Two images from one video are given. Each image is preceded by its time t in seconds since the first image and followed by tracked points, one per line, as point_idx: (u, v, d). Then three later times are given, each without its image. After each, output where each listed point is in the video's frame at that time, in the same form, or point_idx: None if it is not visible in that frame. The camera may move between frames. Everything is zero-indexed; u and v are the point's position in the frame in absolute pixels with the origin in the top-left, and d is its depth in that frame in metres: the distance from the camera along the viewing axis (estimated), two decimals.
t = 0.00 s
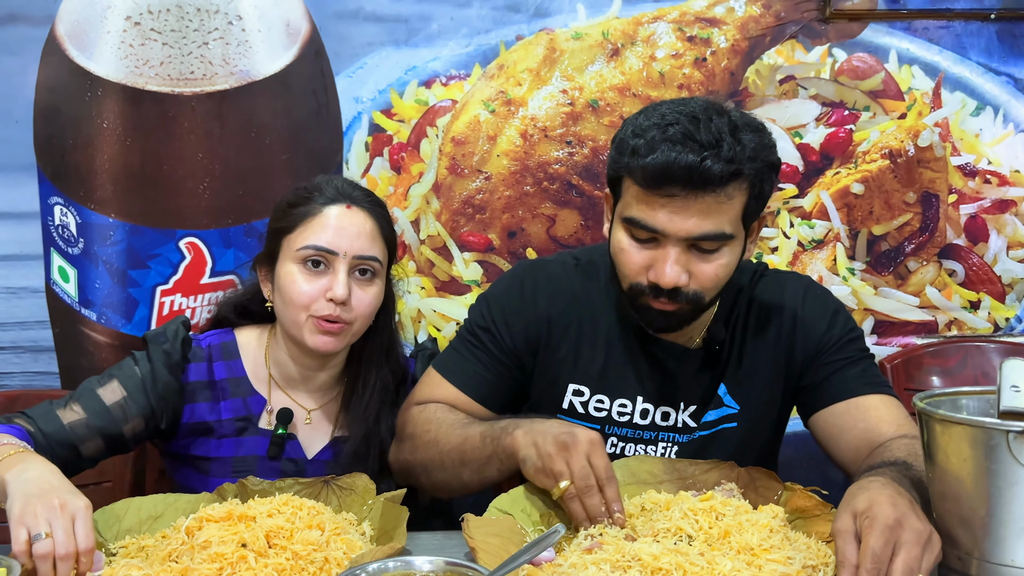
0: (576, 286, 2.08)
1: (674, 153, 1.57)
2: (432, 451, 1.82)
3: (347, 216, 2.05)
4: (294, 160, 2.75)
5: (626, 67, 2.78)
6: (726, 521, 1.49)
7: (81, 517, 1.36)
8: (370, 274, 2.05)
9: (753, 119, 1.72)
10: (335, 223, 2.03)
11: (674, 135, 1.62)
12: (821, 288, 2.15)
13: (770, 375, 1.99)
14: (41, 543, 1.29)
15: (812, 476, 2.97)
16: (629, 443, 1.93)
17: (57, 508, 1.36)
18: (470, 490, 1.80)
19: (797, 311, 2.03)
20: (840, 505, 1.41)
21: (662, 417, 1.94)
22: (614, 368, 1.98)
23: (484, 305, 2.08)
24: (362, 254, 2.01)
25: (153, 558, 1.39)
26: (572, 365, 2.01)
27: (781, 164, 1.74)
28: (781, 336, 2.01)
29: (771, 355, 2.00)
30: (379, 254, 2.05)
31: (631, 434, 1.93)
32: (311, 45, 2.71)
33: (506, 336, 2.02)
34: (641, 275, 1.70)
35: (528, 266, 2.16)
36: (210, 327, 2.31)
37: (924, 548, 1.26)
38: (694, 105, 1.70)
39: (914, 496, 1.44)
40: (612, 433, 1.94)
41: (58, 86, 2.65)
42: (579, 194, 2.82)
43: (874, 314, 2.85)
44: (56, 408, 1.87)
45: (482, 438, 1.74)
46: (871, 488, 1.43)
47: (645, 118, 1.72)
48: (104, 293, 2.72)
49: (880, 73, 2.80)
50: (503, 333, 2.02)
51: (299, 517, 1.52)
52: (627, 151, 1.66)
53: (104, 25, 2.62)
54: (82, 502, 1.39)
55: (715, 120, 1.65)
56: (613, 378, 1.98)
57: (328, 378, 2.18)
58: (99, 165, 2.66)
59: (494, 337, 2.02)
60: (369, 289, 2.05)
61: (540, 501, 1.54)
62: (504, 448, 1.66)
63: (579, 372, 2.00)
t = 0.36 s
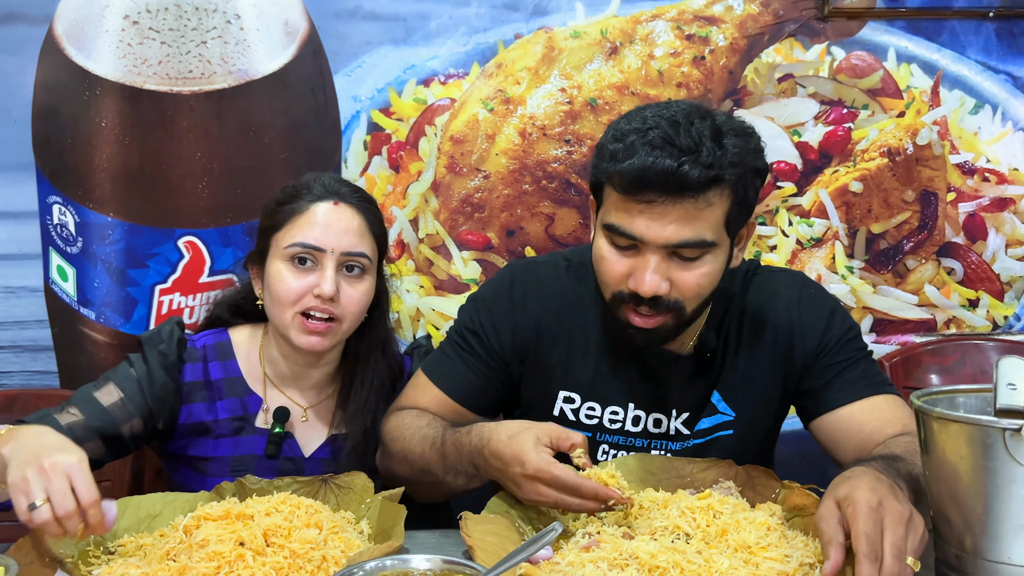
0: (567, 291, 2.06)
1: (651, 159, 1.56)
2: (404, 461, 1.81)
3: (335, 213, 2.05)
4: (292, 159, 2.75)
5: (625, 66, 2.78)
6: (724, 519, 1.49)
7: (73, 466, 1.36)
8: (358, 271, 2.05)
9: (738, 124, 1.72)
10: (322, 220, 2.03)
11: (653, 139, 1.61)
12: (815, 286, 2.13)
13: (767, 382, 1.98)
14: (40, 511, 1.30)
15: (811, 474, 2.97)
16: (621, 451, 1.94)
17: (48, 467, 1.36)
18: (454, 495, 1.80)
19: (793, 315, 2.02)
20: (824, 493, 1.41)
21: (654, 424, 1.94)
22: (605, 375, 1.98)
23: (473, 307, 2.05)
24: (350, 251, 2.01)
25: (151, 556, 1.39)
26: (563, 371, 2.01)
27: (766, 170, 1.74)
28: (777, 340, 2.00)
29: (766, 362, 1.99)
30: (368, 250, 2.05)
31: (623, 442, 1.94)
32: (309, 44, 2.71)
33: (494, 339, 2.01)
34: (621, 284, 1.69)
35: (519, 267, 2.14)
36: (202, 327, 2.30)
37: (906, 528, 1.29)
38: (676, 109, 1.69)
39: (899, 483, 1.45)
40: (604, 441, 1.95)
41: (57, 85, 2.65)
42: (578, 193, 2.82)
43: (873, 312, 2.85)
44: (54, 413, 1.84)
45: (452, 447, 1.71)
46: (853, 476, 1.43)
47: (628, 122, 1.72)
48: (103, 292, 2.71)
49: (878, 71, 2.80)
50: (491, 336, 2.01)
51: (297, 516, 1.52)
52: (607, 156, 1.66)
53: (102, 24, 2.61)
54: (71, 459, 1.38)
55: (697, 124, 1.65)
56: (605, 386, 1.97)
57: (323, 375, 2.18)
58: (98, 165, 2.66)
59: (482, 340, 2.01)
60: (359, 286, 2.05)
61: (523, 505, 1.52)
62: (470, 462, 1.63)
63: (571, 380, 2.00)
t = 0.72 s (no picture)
0: (555, 299, 2.06)
1: (629, 164, 1.57)
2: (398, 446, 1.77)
3: (293, 214, 2.05)
4: (293, 158, 2.74)
5: (625, 63, 2.77)
6: (726, 516, 1.48)
7: (30, 398, 1.48)
8: (330, 266, 2.04)
9: (720, 136, 1.73)
10: (283, 223, 2.03)
11: (631, 146, 1.63)
12: (810, 284, 2.11)
13: (761, 390, 1.97)
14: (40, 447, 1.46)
15: (812, 471, 2.97)
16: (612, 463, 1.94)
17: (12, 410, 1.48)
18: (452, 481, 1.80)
19: (788, 319, 2.01)
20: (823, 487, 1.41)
21: (645, 435, 1.94)
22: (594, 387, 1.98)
23: (462, 312, 2.04)
24: (314, 247, 2.01)
25: (155, 554, 1.39)
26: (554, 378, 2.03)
27: (748, 181, 1.73)
28: (772, 345, 1.99)
29: (758, 370, 1.97)
30: (333, 242, 2.05)
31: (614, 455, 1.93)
32: (309, 42, 2.71)
33: (483, 346, 2.02)
34: (597, 299, 1.65)
35: (507, 272, 2.13)
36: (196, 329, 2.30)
37: (905, 516, 1.30)
38: (656, 119, 1.72)
39: (898, 476, 1.45)
40: (593, 452, 1.94)
41: (57, 84, 2.65)
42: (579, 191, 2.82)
43: (874, 309, 2.85)
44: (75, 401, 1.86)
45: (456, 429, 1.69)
46: (850, 468, 1.43)
47: (607, 132, 1.73)
48: (104, 291, 2.72)
49: (879, 68, 2.80)
50: (480, 343, 2.02)
51: (300, 514, 1.53)
52: (584, 164, 1.67)
53: (102, 23, 2.61)
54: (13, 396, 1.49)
55: (676, 133, 1.67)
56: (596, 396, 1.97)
57: (321, 375, 2.20)
58: (99, 163, 2.65)
59: (472, 347, 2.00)
60: (333, 279, 2.05)
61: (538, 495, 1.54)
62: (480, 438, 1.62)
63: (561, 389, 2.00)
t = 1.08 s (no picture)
0: (550, 301, 2.06)
1: (610, 178, 1.56)
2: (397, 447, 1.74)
3: (291, 226, 1.97)
4: (292, 157, 2.74)
5: (625, 61, 2.77)
6: (727, 515, 1.48)
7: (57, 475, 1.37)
8: (315, 288, 1.95)
9: (706, 141, 1.72)
10: (277, 233, 1.94)
11: (613, 158, 1.61)
12: (810, 282, 2.10)
13: (762, 391, 1.97)
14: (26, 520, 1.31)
15: (813, 469, 2.97)
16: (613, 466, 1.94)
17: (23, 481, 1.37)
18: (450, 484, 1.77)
19: (787, 318, 2.00)
20: (825, 487, 1.40)
21: (645, 438, 1.95)
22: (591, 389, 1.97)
23: (458, 315, 2.04)
24: (300, 266, 1.92)
25: (154, 554, 1.39)
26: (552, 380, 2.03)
27: (735, 188, 1.72)
28: (771, 346, 1.98)
29: (758, 373, 1.97)
30: (322, 265, 1.96)
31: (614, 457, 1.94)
32: (309, 41, 2.70)
33: (479, 349, 2.01)
34: (586, 310, 1.65)
35: (504, 274, 2.12)
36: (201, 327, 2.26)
37: (909, 516, 1.29)
38: (641, 127, 1.70)
39: (901, 477, 1.45)
40: (595, 457, 1.94)
41: (56, 83, 2.64)
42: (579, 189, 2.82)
43: (875, 307, 2.85)
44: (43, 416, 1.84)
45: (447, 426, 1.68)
46: (855, 469, 1.42)
47: (592, 141, 1.72)
48: (103, 291, 2.71)
49: (879, 65, 2.79)
50: (477, 347, 2.01)
51: (300, 514, 1.52)
52: (566, 177, 1.66)
53: (101, 22, 2.61)
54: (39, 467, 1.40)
55: (659, 141, 1.65)
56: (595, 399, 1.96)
57: (307, 383, 2.12)
58: (98, 162, 2.64)
59: (470, 350, 2.00)
60: (314, 301, 1.96)
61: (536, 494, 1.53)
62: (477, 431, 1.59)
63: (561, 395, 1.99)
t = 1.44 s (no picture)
0: (555, 298, 2.04)
1: (629, 161, 1.57)
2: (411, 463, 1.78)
3: (272, 234, 1.91)
4: (292, 157, 2.74)
5: (625, 60, 2.77)
6: (727, 513, 1.48)
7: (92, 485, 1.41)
8: (303, 293, 1.91)
9: (719, 129, 1.72)
10: (260, 242, 1.89)
11: (630, 143, 1.62)
12: (812, 279, 2.10)
13: (763, 388, 1.97)
14: (70, 491, 1.36)
15: (814, 467, 2.98)
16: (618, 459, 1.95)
17: (68, 471, 1.43)
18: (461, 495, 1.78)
19: (790, 315, 2.00)
20: (825, 483, 1.40)
21: (650, 431, 1.94)
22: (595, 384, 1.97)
23: (461, 317, 2.03)
24: (287, 274, 1.88)
25: (156, 553, 1.39)
26: (555, 378, 2.01)
27: (749, 175, 1.73)
28: (774, 342, 1.99)
29: (761, 369, 1.97)
30: (309, 270, 1.91)
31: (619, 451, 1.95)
32: (309, 41, 2.71)
33: (484, 350, 1.99)
34: (602, 294, 1.66)
35: (506, 273, 2.11)
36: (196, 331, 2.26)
37: (910, 512, 1.29)
38: (654, 114, 1.71)
39: (902, 473, 1.45)
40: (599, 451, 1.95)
41: (57, 84, 2.65)
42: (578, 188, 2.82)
43: (875, 305, 2.85)
44: (42, 421, 1.87)
45: (462, 440, 1.71)
46: (856, 465, 1.42)
47: (606, 127, 1.72)
48: (104, 291, 2.72)
49: (879, 63, 2.79)
50: (482, 348, 1.99)
51: (302, 512, 1.53)
52: (584, 161, 1.66)
53: (101, 22, 2.61)
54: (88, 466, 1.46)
55: (675, 128, 1.66)
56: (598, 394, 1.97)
57: (307, 383, 2.11)
58: (98, 163, 2.65)
59: (474, 351, 1.98)
60: (304, 306, 1.92)
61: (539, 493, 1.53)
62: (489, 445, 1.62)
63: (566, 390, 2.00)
